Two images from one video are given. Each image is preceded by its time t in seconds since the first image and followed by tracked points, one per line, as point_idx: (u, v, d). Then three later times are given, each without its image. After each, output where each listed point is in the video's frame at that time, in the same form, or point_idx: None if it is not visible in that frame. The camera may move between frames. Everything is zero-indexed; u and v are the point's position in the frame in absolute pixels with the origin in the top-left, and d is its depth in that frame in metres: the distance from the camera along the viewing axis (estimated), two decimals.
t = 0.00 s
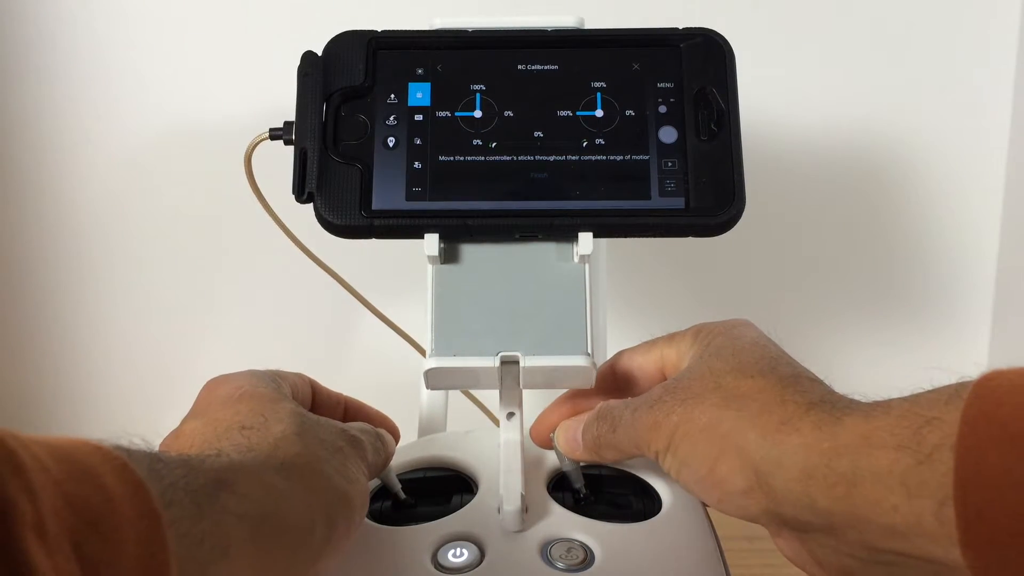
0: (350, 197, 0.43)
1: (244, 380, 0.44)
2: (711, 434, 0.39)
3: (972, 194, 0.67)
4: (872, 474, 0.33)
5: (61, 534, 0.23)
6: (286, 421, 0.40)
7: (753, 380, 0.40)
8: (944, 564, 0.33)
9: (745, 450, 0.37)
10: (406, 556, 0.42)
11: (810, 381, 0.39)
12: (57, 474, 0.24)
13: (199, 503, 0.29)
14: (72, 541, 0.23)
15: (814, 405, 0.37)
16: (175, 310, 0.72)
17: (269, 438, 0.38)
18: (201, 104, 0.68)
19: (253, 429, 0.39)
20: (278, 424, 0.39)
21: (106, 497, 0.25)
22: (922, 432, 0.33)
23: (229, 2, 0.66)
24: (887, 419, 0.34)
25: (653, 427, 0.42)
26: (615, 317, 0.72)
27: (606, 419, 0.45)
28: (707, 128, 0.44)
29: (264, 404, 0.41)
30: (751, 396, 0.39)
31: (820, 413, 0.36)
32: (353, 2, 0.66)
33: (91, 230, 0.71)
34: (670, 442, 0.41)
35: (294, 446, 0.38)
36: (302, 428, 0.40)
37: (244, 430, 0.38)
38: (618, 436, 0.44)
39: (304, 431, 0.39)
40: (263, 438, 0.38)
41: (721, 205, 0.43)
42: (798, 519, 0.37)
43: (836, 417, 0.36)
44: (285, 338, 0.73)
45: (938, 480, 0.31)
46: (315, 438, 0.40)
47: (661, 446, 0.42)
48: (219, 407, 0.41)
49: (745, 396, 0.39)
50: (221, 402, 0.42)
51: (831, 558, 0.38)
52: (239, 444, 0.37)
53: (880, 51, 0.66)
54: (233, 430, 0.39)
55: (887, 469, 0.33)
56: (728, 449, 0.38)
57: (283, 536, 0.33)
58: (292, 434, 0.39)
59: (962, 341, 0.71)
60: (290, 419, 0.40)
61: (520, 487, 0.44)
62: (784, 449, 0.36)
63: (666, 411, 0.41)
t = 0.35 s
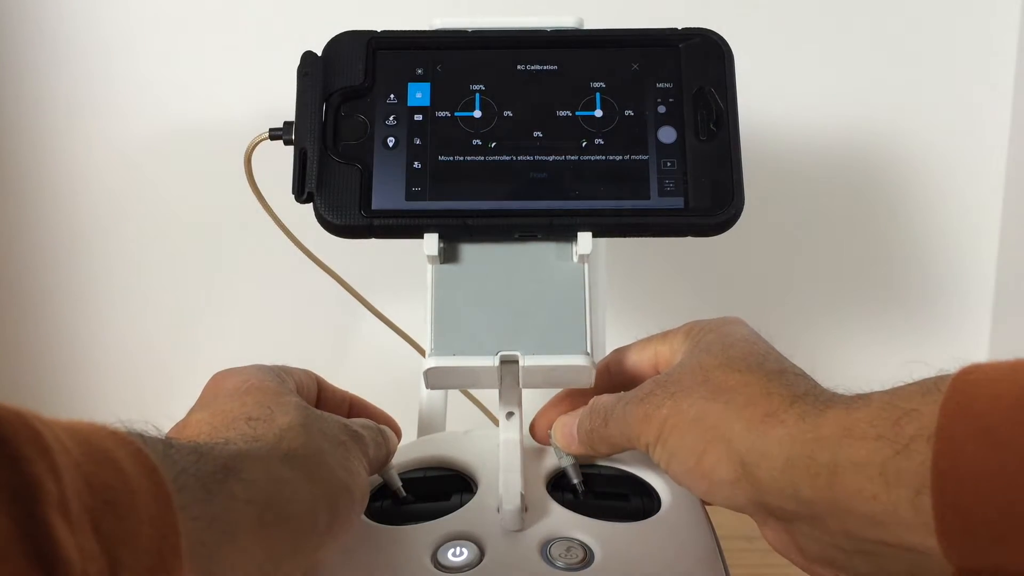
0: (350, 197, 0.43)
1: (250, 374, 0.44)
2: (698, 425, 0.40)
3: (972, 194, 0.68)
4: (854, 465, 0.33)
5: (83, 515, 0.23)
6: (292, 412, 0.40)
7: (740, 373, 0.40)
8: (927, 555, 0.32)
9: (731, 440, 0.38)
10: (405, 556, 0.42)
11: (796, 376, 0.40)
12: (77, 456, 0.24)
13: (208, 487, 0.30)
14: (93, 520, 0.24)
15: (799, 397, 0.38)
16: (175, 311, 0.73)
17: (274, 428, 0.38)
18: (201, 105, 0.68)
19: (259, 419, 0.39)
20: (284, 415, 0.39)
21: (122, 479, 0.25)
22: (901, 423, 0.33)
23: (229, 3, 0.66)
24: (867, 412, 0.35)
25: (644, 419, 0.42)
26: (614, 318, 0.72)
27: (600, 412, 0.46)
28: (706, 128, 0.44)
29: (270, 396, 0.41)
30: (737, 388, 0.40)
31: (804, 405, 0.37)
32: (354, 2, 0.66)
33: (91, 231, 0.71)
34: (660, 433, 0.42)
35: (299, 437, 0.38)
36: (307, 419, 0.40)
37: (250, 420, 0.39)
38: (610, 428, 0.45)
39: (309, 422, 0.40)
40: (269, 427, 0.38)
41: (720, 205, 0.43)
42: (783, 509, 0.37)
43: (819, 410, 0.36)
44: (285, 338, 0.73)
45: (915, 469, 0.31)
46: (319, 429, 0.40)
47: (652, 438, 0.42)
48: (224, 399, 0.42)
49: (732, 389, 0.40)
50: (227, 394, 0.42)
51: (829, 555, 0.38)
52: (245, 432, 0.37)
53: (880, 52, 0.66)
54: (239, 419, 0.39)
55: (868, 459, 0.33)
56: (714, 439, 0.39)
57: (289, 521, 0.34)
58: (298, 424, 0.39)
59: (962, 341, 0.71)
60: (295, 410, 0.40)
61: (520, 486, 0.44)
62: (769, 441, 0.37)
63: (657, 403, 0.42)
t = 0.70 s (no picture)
0: (348, 196, 0.43)
1: (255, 368, 0.44)
2: (691, 427, 0.40)
3: (972, 194, 0.68)
4: (846, 471, 0.34)
5: (73, 505, 0.24)
6: (295, 411, 0.40)
7: (735, 379, 0.40)
8: (909, 560, 0.33)
9: (723, 444, 0.38)
10: (403, 555, 0.42)
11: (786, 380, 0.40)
12: (71, 446, 0.25)
13: (205, 483, 0.30)
14: (82, 511, 0.24)
15: (792, 402, 0.38)
16: (176, 309, 0.73)
17: (277, 424, 0.38)
18: (202, 104, 0.68)
19: (262, 414, 0.39)
20: (287, 412, 0.39)
21: (115, 471, 0.26)
22: (892, 429, 0.33)
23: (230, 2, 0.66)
24: (858, 417, 0.35)
25: (637, 416, 0.42)
26: (614, 316, 0.72)
27: (592, 401, 0.46)
28: (704, 128, 0.44)
29: (274, 392, 0.42)
30: (732, 393, 0.40)
31: (796, 411, 0.37)
32: (355, 3, 0.66)
33: (92, 229, 0.71)
34: (652, 432, 0.42)
35: (300, 436, 0.38)
36: (309, 420, 0.40)
37: (254, 414, 0.39)
38: (600, 419, 0.45)
39: (310, 422, 0.40)
40: (271, 423, 0.38)
41: (717, 205, 0.43)
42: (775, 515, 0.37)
43: (812, 415, 0.36)
44: (285, 337, 0.73)
45: (907, 477, 0.32)
46: (321, 430, 0.40)
47: (643, 436, 0.42)
48: (229, 391, 0.42)
49: (726, 393, 0.40)
50: (232, 388, 0.42)
51: (822, 562, 0.37)
52: (248, 426, 0.37)
53: (880, 51, 0.66)
54: (242, 413, 0.39)
55: (858, 466, 0.33)
56: (707, 443, 0.39)
57: (286, 521, 0.34)
58: (300, 424, 0.39)
59: (963, 340, 0.71)
60: (299, 410, 0.40)
61: (518, 485, 0.44)
62: (762, 446, 0.37)
63: (650, 402, 0.42)
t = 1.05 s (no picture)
0: (349, 196, 0.43)
1: (286, 350, 0.44)
2: (700, 424, 0.40)
3: (972, 194, 0.68)
4: (856, 468, 0.34)
5: (95, 512, 0.25)
6: (322, 415, 0.39)
7: (747, 376, 0.40)
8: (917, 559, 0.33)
9: (732, 440, 0.38)
10: (404, 555, 0.42)
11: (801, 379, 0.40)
12: (94, 454, 0.26)
13: (226, 495, 0.31)
14: (105, 517, 0.25)
15: (804, 399, 0.38)
16: (176, 308, 0.73)
17: (304, 430, 0.38)
18: (202, 104, 0.68)
19: (289, 415, 0.38)
20: (314, 417, 0.39)
21: (137, 479, 0.27)
22: (906, 428, 0.33)
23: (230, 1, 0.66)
24: (871, 415, 0.35)
25: (646, 410, 0.43)
26: (614, 316, 0.72)
27: (605, 392, 0.46)
28: (704, 128, 0.44)
29: (302, 386, 0.41)
30: (743, 390, 0.40)
31: (807, 408, 0.37)
32: (354, 3, 0.66)
33: (92, 228, 0.71)
34: (660, 427, 0.42)
35: (324, 444, 0.38)
36: (335, 426, 0.39)
37: (281, 413, 0.38)
38: (612, 410, 0.45)
39: (336, 427, 0.39)
40: (298, 429, 0.37)
41: (717, 205, 0.43)
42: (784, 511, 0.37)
43: (821, 415, 0.37)
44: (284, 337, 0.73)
45: (919, 474, 0.32)
46: (344, 435, 0.39)
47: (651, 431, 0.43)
48: (258, 377, 0.41)
49: (736, 390, 0.40)
50: (262, 371, 0.42)
51: (824, 559, 0.38)
52: (274, 431, 0.37)
53: (880, 51, 0.66)
54: (270, 411, 0.39)
55: (870, 463, 0.33)
56: (716, 439, 0.39)
57: (302, 532, 0.34)
58: (326, 431, 0.38)
59: (963, 340, 0.71)
60: (326, 412, 0.40)
61: (518, 485, 0.44)
62: (773, 443, 0.37)
63: (660, 396, 0.42)
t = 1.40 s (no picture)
0: (348, 195, 0.43)
1: (302, 349, 0.44)
2: (727, 421, 0.40)
3: (972, 195, 0.68)
4: (889, 468, 0.34)
5: (128, 511, 0.24)
6: (333, 416, 0.39)
7: (777, 376, 0.40)
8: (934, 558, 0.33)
9: (762, 438, 0.38)
10: (405, 554, 0.42)
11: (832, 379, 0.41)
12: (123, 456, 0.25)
13: (245, 498, 0.31)
14: (139, 517, 0.24)
15: (832, 398, 0.38)
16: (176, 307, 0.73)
17: (316, 433, 0.37)
18: (202, 104, 0.68)
19: (301, 417, 0.38)
20: (326, 418, 0.39)
21: (164, 481, 0.26)
22: (939, 427, 0.34)
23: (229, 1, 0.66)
24: (904, 414, 0.35)
25: (673, 407, 0.42)
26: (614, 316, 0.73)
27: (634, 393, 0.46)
28: (705, 128, 0.44)
29: (315, 386, 0.41)
30: (773, 387, 0.40)
31: (836, 406, 0.38)
32: (353, 3, 0.66)
33: (92, 227, 0.71)
34: (687, 425, 0.42)
35: (335, 446, 0.37)
36: (347, 425, 0.39)
37: (293, 415, 0.38)
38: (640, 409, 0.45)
39: (349, 427, 0.39)
40: (308, 431, 0.37)
41: (718, 205, 0.43)
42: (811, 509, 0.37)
43: (852, 410, 0.37)
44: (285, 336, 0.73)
45: (952, 474, 0.32)
46: (358, 434, 0.39)
47: (678, 429, 0.42)
48: (272, 377, 0.42)
49: (766, 388, 0.40)
50: (276, 373, 0.42)
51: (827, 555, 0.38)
52: (284, 434, 0.37)
53: (880, 51, 0.66)
54: (282, 412, 0.39)
55: (902, 463, 0.34)
56: (744, 437, 0.39)
57: (318, 534, 0.34)
58: (338, 432, 0.38)
59: (962, 339, 0.71)
60: (337, 412, 0.39)
61: (518, 485, 0.44)
62: (803, 442, 0.37)
63: (688, 393, 0.42)
